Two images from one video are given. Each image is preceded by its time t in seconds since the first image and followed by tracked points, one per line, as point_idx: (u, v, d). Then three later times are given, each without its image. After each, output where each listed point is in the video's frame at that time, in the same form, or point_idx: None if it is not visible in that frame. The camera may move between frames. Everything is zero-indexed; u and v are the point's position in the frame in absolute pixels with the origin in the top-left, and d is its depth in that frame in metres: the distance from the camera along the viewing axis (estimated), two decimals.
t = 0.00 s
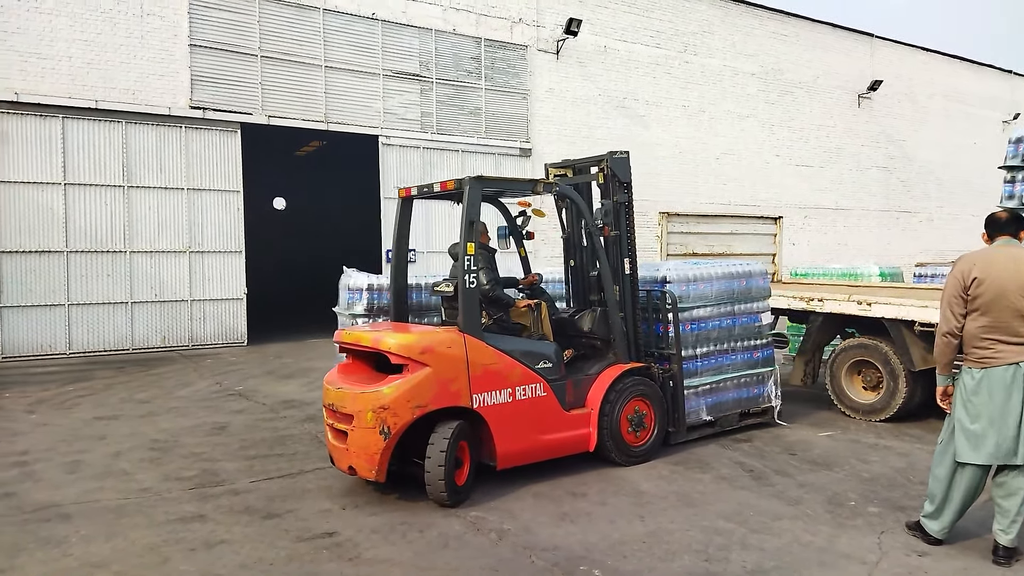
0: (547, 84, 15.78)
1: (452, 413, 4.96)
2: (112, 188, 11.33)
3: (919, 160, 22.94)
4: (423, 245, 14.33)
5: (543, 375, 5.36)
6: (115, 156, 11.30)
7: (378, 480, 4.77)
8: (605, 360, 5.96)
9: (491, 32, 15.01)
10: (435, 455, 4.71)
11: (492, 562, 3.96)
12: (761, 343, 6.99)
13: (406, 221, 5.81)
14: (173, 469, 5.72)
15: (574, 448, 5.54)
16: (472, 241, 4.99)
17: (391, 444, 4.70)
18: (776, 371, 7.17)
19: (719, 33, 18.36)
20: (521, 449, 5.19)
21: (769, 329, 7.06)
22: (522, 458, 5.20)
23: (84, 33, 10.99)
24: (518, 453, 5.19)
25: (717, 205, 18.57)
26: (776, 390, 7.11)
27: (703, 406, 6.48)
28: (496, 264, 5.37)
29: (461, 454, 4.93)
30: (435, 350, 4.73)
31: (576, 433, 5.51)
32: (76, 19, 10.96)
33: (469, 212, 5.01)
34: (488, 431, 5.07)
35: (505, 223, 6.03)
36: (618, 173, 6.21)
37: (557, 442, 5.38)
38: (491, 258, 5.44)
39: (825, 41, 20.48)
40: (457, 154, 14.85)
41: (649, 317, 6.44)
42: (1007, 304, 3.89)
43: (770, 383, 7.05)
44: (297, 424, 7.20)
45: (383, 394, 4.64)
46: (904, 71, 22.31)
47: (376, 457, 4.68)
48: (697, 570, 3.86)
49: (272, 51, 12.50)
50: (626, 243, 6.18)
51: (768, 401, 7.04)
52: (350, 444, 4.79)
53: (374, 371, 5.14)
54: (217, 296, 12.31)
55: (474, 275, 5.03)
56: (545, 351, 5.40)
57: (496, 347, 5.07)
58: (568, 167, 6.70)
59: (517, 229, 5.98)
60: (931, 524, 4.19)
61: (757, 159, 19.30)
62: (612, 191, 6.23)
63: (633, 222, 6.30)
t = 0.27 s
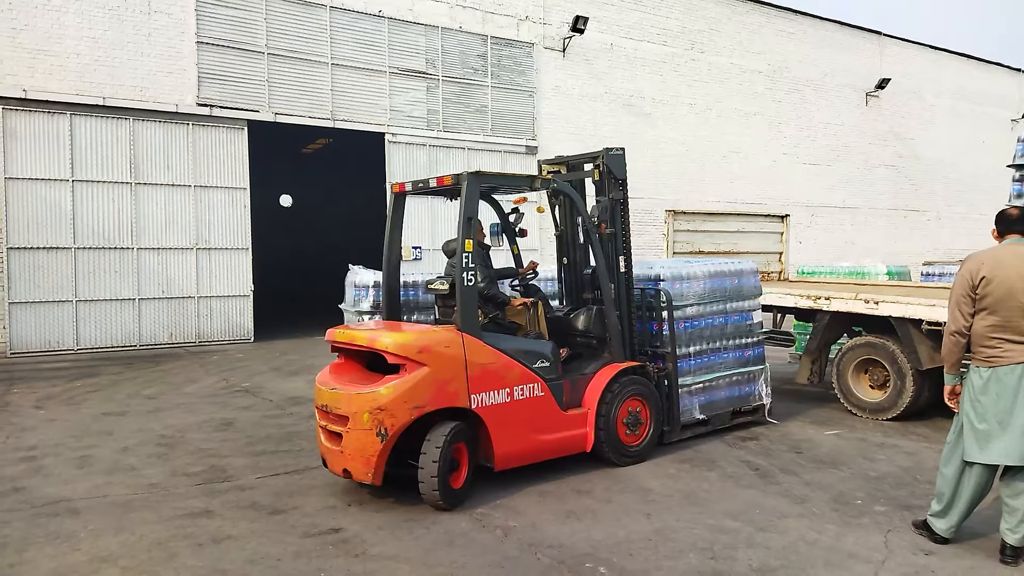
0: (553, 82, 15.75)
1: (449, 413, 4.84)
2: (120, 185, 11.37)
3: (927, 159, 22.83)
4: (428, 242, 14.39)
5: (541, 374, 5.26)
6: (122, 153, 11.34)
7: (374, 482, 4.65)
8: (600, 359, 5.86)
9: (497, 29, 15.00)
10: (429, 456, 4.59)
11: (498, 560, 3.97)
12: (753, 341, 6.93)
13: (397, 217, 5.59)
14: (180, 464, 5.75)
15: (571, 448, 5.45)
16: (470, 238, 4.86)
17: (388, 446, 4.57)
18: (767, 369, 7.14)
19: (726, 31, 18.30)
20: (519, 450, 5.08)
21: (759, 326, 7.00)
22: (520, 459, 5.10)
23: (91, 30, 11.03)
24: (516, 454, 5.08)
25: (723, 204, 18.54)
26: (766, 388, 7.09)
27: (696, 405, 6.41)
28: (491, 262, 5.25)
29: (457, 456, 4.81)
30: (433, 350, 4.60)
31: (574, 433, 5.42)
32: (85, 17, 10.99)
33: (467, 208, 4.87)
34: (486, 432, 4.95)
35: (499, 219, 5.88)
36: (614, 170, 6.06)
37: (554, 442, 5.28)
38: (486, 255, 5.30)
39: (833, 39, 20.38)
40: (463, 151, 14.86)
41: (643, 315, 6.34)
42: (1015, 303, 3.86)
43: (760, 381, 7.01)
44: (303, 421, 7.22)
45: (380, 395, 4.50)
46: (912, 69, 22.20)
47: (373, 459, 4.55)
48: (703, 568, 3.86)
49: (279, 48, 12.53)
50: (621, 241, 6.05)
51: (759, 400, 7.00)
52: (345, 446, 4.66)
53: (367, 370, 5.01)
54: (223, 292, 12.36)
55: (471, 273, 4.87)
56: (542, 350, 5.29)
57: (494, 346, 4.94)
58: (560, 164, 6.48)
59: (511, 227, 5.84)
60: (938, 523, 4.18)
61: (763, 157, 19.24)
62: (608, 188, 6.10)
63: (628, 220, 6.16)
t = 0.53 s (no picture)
0: (556, 78, 15.73)
1: (441, 415, 4.71)
2: (124, 183, 11.40)
3: (931, 154, 22.74)
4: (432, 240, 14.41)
5: (534, 374, 5.15)
6: (126, 152, 11.37)
7: (364, 488, 4.50)
8: (592, 357, 5.79)
9: (500, 26, 14.98)
10: (414, 458, 4.46)
11: (501, 557, 3.97)
12: (741, 337, 6.88)
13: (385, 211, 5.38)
14: (185, 463, 5.77)
15: (564, 449, 5.35)
16: (463, 235, 4.77)
17: (379, 449, 4.43)
18: (754, 366, 7.08)
19: (729, 26, 18.24)
20: (512, 452, 4.97)
21: (747, 322, 6.97)
22: (513, 461, 4.99)
23: (95, 29, 11.03)
24: (509, 456, 4.96)
25: (726, 200, 18.52)
26: (754, 384, 7.03)
27: (686, 403, 6.33)
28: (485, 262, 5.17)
29: (450, 459, 4.67)
30: (425, 350, 4.48)
31: (566, 433, 5.32)
32: (88, 16, 11.00)
33: (459, 204, 4.77)
34: (478, 434, 4.83)
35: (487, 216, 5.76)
36: (605, 166, 5.95)
37: (547, 444, 5.18)
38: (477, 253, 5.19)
39: (837, 33, 20.30)
40: (466, 148, 14.84)
41: (632, 313, 6.19)
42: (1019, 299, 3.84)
43: (749, 377, 6.96)
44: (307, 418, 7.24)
45: (371, 397, 4.36)
46: (916, 63, 22.10)
47: (363, 464, 4.41)
48: (706, 565, 3.86)
49: (282, 46, 12.53)
50: (612, 237, 5.95)
51: (747, 396, 6.94)
52: (334, 451, 4.50)
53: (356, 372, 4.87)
54: (228, 290, 12.38)
55: (464, 271, 4.80)
56: (535, 349, 5.19)
57: (487, 346, 4.83)
58: (548, 160, 6.27)
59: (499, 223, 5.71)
60: (943, 520, 4.17)
61: (767, 153, 19.19)
62: (599, 184, 5.99)
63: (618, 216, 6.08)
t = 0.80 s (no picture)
0: (556, 80, 15.74)
1: (425, 422, 4.58)
2: (124, 185, 11.40)
3: (931, 157, 22.75)
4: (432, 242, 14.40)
5: (520, 378, 5.02)
6: (126, 153, 11.36)
7: (346, 497, 4.36)
8: (578, 360, 5.65)
9: (501, 28, 14.99)
10: (388, 466, 4.32)
11: (502, 558, 3.96)
12: (725, 340, 6.81)
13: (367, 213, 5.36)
14: (185, 464, 5.76)
15: (551, 455, 5.23)
16: (447, 236, 4.65)
17: (362, 458, 4.29)
18: (739, 369, 7.01)
19: (729, 28, 18.27)
20: (498, 458, 4.84)
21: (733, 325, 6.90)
22: (499, 467, 4.86)
23: (95, 30, 11.04)
24: (496, 463, 4.83)
25: (726, 202, 18.53)
26: (739, 388, 6.94)
27: (672, 407, 6.22)
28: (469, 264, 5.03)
29: (433, 466, 4.51)
30: (409, 354, 4.35)
31: (554, 438, 5.19)
32: (88, 17, 11.01)
33: (445, 203, 4.66)
34: (464, 440, 4.70)
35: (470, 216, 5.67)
36: (591, 166, 5.89)
37: (534, 449, 5.06)
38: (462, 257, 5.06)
39: (837, 36, 20.32)
40: (465, 150, 14.85)
41: (618, 315, 6.08)
42: (1019, 302, 3.84)
43: (734, 381, 6.88)
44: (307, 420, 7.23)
45: (352, 403, 4.22)
46: (916, 66, 22.12)
47: (345, 472, 4.27)
48: (707, 566, 3.85)
49: (282, 48, 12.55)
50: (598, 239, 5.87)
51: (732, 399, 6.86)
52: (315, 459, 4.36)
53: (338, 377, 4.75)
54: (227, 292, 12.37)
55: (449, 273, 4.67)
56: (521, 353, 5.06)
57: (473, 349, 4.71)
58: (533, 160, 6.31)
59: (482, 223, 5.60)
60: (944, 522, 4.17)
61: (767, 155, 19.21)
62: (584, 184, 5.93)
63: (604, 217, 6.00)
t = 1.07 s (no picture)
0: (560, 78, 15.72)
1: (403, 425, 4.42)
2: (127, 181, 11.41)
3: (935, 157, 22.69)
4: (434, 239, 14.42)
5: (504, 380, 4.84)
6: (130, 149, 11.38)
7: (320, 503, 4.20)
8: (565, 362, 5.48)
9: (505, 26, 14.98)
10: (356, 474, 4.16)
11: (503, 557, 3.97)
12: (714, 341, 6.64)
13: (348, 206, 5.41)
14: (187, 460, 5.78)
15: (536, 458, 5.07)
16: (429, 233, 4.49)
17: (337, 463, 4.13)
18: (728, 369, 6.86)
19: (734, 27, 18.23)
20: (481, 462, 4.69)
21: (722, 326, 6.72)
22: (481, 472, 4.71)
23: (100, 26, 11.05)
24: (478, 468, 4.68)
25: (730, 201, 18.50)
26: (728, 388, 6.80)
27: (660, 409, 6.07)
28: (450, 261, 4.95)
29: (408, 470, 4.34)
30: (388, 355, 4.19)
31: (538, 442, 5.04)
32: (93, 13, 11.02)
33: (425, 199, 4.48)
34: (444, 444, 4.55)
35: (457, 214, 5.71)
36: (579, 162, 5.79)
37: (518, 453, 4.91)
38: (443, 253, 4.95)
39: (842, 35, 20.27)
40: (469, 149, 14.85)
41: (605, 316, 5.90)
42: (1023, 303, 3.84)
43: (723, 381, 6.73)
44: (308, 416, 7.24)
45: (328, 407, 4.06)
46: (921, 66, 22.06)
47: (319, 478, 4.11)
48: (708, 566, 3.86)
49: (287, 45, 12.55)
50: (586, 237, 5.76)
51: (721, 401, 6.71)
52: (288, 464, 4.20)
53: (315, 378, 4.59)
54: (230, 289, 12.39)
55: (431, 272, 4.49)
56: (505, 354, 4.88)
57: (455, 350, 4.55)
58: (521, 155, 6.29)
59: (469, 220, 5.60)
60: (946, 523, 4.16)
61: (771, 154, 19.17)
62: (572, 181, 5.83)
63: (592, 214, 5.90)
